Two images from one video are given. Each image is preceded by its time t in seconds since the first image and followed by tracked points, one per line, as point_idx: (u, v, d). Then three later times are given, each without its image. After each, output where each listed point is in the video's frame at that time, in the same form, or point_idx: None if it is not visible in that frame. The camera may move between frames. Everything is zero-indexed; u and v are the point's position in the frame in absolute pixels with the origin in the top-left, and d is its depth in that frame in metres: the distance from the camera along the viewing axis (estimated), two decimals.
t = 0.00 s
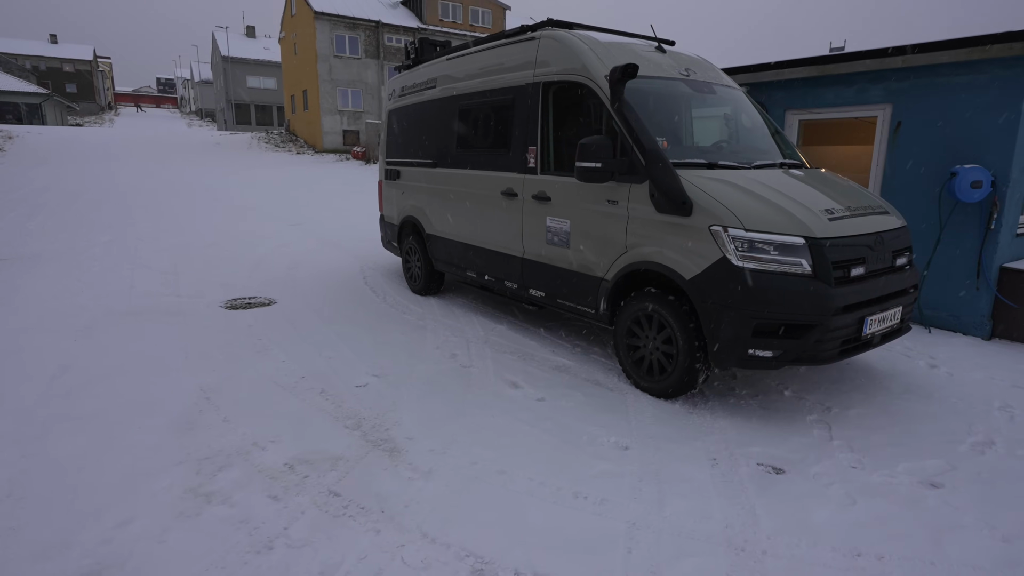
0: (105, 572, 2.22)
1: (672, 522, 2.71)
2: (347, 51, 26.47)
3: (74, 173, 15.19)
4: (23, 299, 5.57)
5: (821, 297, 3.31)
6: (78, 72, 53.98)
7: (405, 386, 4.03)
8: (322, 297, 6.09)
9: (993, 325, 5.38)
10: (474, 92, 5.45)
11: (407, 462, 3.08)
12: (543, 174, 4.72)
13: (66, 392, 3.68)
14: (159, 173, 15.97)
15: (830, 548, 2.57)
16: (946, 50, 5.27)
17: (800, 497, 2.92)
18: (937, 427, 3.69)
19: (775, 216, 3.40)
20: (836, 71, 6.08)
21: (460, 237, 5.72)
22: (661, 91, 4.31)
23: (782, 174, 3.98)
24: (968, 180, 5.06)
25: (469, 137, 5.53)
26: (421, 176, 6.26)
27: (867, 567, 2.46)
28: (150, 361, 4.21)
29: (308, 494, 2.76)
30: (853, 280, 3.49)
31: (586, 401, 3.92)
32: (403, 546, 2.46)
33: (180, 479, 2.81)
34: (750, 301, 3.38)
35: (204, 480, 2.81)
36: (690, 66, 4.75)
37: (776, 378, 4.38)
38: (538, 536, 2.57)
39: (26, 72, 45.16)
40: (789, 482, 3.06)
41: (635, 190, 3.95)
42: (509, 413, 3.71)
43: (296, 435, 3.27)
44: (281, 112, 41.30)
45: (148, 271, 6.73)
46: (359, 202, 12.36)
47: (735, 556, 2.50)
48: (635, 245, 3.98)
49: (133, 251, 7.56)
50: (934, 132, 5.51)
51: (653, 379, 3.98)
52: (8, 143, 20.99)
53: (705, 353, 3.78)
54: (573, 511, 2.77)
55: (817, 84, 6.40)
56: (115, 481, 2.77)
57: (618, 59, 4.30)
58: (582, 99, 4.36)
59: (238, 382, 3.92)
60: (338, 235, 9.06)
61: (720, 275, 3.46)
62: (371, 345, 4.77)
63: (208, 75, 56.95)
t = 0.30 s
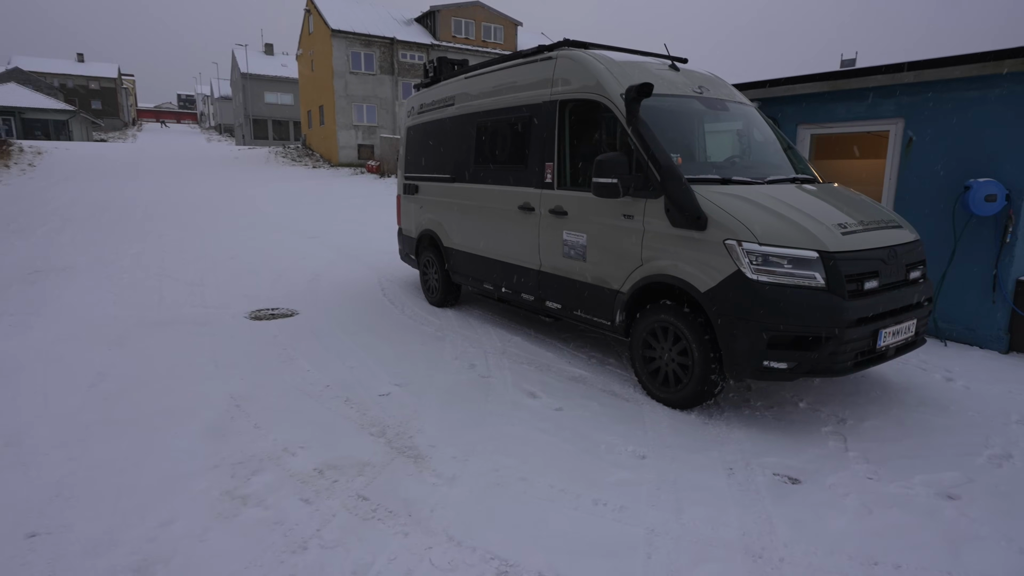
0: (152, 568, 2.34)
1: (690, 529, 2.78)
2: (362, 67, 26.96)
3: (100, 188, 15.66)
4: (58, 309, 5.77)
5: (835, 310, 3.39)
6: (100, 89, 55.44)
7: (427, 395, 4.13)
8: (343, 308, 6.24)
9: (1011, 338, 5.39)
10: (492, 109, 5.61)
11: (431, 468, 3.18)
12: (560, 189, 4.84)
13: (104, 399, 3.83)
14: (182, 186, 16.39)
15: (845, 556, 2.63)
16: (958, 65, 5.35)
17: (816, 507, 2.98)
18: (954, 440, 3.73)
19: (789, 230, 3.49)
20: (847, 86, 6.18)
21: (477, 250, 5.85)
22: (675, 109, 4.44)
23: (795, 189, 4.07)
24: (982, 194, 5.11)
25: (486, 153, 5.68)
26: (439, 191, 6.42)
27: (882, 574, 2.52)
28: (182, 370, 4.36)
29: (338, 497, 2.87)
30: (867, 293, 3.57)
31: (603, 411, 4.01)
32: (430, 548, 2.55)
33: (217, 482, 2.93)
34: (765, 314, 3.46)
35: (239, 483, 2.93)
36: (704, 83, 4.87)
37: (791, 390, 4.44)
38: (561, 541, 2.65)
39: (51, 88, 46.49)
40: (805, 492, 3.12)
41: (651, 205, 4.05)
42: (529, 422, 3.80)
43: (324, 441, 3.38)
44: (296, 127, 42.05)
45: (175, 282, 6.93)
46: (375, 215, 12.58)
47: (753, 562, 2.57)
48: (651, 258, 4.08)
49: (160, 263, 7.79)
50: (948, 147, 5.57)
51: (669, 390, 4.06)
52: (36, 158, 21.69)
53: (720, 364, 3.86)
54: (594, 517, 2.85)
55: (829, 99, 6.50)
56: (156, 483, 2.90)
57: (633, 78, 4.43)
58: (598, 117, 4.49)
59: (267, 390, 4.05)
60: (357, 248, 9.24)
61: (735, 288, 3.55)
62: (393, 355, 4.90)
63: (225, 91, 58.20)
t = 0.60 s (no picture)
0: (186, 563, 2.44)
1: (708, 542, 2.80)
2: (385, 82, 27.50)
3: (135, 199, 16.26)
4: (95, 314, 6.01)
5: (857, 323, 3.38)
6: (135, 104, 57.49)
7: (446, 403, 4.21)
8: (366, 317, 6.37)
9: None
10: (512, 123, 5.72)
11: (452, 475, 3.25)
12: (578, 201, 4.91)
13: (140, 400, 3.99)
14: (211, 197, 16.93)
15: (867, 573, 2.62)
16: (984, 74, 5.31)
17: (838, 523, 2.97)
18: (983, 459, 3.67)
19: (808, 242, 3.51)
20: (869, 96, 6.17)
21: (497, 261, 5.93)
22: (693, 121, 4.49)
23: (815, 202, 4.08)
24: (1012, 205, 5.04)
25: (506, 166, 5.79)
26: (460, 203, 6.54)
27: None
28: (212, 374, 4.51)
29: (362, 501, 2.95)
30: (890, 306, 3.55)
31: (621, 421, 4.03)
32: (451, 553, 2.61)
33: (247, 483, 3.04)
34: (784, 326, 3.47)
35: (268, 484, 3.03)
36: (721, 96, 4.91)
37: (811, 403, 4.41)
38: (579, 550, 2.69)
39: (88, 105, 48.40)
40: (826, 508, 3.11)
41: (668, 217, 4.10)
42: (548, 431, 3.84)
43: (348, 446, 3.47)
44: (321, 140, 42.98)
45: (205, 289, 7.16)
46: (397, 226, 12.80)
47: None
48: (668, 270, 4.12)
49: (190, 271, 8.05)
50: (976, 157, 5.51)
51: (687, 401, 4.07)
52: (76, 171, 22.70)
53: (738, 376, 3.87)
54: (612, 527, 2.88)
55: (851, 110, 6.48)
56: (189, 482, 3.01)
57: (651, 92, 4.50)
58: (616, 131, 4.56)
59: (293, 395, 4.17)
60: (379, 257, 9.41)
61: (754, 300, 3.57)
62: (414, 363, 4.99)
63: (253, 105, 59.90)
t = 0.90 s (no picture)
0: (213, 567, 2.49)
1: (730, 554, 2.78)
2: (405, 94, 27.86)
3: (164, 209, 16.69)
4: (126, 322, 6.17)
5: (882, 334, 3.34)
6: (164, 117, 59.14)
7: (467, 412, 4.24)
8: (386, 325, 6.44)
9: None
10: (532, 134, 5.77)
11: (472, 484, 3.27)
12: (598, 212, 4.94)
13: (168, 407, 4.09)
14: (237, 208, 17.30)
15: None
16: (1008, 83, 5.25)
17: (863, 538, 2.93)
18: (1013, 474, 3.58)
19: (831, 253, 3.48)
20: (890, 106, 6.13)
21: (516, 271, 5.97)
22: (713, 132, 4.49)
23: (837, 212, 4.05)
24: None
25: (526, 176, 5.84)
26: (480, 214, 6.60)
27: None
28: (238, 381, 4.61)
29: (384, 509, 2.99)
30: (915, 317, 3.51)
31: (641, 432, 4.02)
32: (472, 562, 2.63)
33: (271, 489, 3.09)
34: (807, 337, 3.44)
35: (291, 491, 3.08)
36: (742, 107, 4.91)
37: (835, 415, 4.36)
38: (600, 560, 2.69)
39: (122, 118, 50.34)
40: (851, 522, 3.07)
41: (688, 227, 4.10)
42: (567, 441, 3.85)
43: (370, 454, 3.52)
44: (342, 151, 43.63)
45: (231, 298, 7.30)
46: (417, 236, 12.93)
47: None
48: (688, 280, 4.11)
49: (216, 280, 8.22)
50: (1002, 167, 5.44)
51: (708, 412, 4.05)
52: (107, 182, 23.39)
53: (760, 387, 3.84)
54: (632, 538, 2.88)
55: (872, 119, 6.44)
56: (215, 488, 3.07)
57: (671, 103, 4.51)
58: (636, 141, 4.58)
59: (316, 403, 4.24)
60: (400, 267, 9.52)
61: (775, 311, 3.55)
62: (434, 371, 5.04)
63: (277, 117, 61.11)
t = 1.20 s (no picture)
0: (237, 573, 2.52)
1: (754, 566, 2.74)
2: (426, 103, 28.13)
3: (190, 217, 17.04)
4: (153, 329, 6.30)
5: (907, 344, 3.29)
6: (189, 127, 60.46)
7: (488, 420, 4.25)
8: (406, 333, 6.49)
9: None
10: (553, 143, 5.80)
11: (493, 492, 3.27)
12: (619, 220, 4.94)
13: (194, 414, 4.15)
14: (262, 216, 17.59)
15: None
16: None
17: (890, 550, 2.87)
18: None
19: (855, 262, 3.43)
20: (914, 113, 6.05)
21: (537, 279, 5.99)
22: (734, 140, 4.48)
23: (860, 220, 4.01)
24: None
25: (547, 185, 5.86)
26: (500, 222, 6.63)
27: None
28: (261, 389, 4.67)
29: (405, 517, 3.00)
30: (941, 327, 3.45)
31: (662, 441, 4.00)
32: (493, 571, 2.63)
33: (294, 496, 3.12)
34: (831, 347, 3.40)
35: (313, 498, 3.11)
36: (763, 115, 4.89)
37: (859, 426, 4.28)
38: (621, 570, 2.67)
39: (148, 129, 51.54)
40: (877, 534, 3.01)
41: (710, 236, 4.08)
42: (588, 450, 3.84)
43: (391, 462, 3.54)
44: (362, 160, 44.14)
45: (255, 306, 7.41)
46: (438, 244, 13.02)
47: None
48: (710, 289, 4.09)
49: (241, 288, 8.35)
50: None
51: (730, 422, 4.01)
52: (135, 191, 23.96)
53: (783, 397, 3.80)
54: (654, 548, 2.85)
55: (896, 127, 6.36)
56: (239, 495, 3.12)
57: (692, 112, 4.51)
58: (657, 150, 4.58)
59: (338, 411, 4.28)
60: (420, 275, 9.58)
61: (798, 320, 3.51)
62: (455, 380, 5.06)
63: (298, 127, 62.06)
